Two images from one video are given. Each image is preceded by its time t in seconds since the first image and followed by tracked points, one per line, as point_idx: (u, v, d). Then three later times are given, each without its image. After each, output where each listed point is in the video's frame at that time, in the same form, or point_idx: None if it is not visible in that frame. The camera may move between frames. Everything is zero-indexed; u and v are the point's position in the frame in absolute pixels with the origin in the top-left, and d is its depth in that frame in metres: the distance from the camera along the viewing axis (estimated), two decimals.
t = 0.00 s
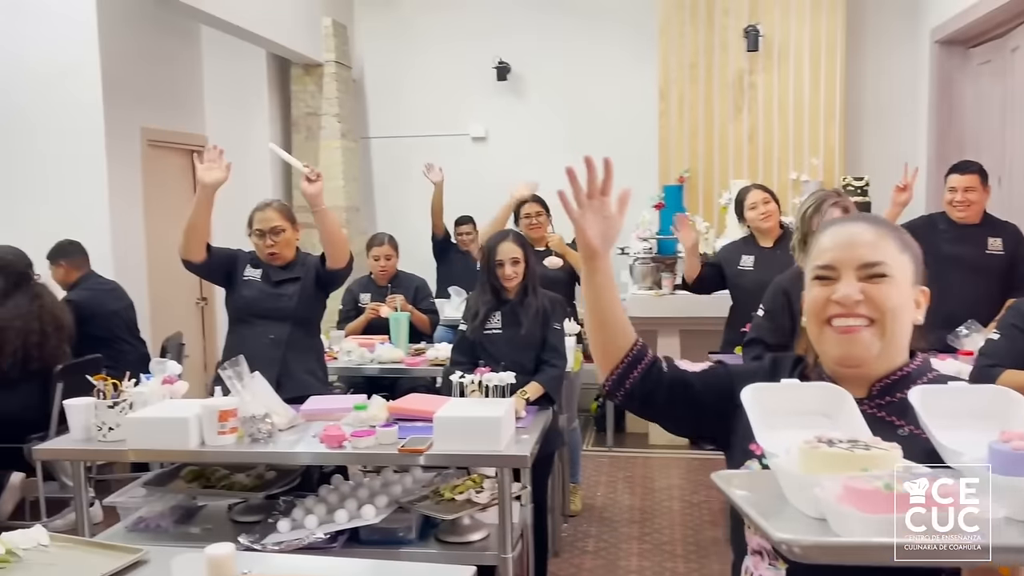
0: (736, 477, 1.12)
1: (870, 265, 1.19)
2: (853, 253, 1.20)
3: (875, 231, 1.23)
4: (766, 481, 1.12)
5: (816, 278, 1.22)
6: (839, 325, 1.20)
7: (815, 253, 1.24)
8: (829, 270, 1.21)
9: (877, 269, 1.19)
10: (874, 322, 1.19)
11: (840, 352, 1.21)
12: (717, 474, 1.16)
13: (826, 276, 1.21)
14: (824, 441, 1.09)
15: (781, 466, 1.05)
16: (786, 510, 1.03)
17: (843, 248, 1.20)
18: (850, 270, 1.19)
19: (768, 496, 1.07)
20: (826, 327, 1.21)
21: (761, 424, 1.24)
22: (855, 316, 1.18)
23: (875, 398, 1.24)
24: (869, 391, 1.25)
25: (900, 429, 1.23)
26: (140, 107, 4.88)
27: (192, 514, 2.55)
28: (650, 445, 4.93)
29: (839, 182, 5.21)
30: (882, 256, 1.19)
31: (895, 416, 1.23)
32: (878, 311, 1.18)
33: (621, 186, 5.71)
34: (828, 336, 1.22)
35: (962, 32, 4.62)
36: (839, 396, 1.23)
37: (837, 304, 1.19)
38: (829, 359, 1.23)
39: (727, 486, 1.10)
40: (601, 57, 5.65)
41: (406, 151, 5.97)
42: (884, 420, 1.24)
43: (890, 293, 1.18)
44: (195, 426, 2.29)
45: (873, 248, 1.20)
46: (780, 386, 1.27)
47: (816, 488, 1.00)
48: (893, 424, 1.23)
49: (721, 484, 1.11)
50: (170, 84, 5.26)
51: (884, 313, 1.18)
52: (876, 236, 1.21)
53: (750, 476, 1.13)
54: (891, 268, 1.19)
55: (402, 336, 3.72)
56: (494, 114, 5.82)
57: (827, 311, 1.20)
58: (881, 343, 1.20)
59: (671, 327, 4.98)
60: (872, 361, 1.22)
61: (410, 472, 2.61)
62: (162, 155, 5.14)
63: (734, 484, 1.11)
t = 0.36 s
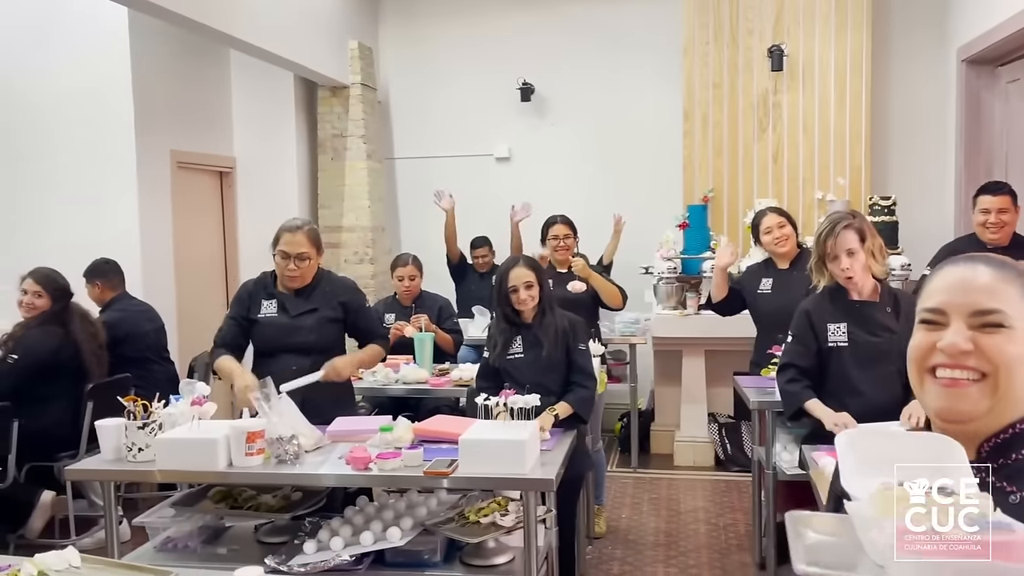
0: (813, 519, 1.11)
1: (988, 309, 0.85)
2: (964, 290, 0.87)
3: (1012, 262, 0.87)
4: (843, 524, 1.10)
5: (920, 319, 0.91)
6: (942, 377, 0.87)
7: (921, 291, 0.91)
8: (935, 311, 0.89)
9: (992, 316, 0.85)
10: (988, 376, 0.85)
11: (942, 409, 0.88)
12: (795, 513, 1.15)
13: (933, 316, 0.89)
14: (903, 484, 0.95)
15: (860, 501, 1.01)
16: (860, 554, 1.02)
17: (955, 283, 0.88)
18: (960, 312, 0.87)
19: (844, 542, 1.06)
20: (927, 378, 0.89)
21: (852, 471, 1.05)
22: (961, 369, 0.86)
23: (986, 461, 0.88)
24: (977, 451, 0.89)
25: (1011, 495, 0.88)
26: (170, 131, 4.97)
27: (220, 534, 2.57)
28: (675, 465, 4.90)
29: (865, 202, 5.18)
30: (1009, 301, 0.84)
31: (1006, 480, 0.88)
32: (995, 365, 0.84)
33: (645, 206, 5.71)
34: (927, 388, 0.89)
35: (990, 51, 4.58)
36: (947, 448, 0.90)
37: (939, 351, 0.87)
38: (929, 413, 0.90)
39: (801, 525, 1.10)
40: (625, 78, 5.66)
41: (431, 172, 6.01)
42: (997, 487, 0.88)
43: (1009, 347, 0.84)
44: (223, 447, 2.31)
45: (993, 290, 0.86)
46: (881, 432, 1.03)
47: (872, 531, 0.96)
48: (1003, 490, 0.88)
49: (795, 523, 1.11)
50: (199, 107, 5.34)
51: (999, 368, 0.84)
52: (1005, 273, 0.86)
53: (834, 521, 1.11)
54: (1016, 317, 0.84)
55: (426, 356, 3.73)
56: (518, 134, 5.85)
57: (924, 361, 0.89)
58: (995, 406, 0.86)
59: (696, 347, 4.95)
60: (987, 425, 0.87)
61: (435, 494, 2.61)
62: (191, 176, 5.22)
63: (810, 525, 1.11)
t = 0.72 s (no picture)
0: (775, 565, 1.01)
1: (949, 329, 0.74)
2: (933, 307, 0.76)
3: (982, 280, 0.77)
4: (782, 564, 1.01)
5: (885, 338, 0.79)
6: (906, 402, 0.76)
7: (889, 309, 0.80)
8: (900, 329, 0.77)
9: (957, 334, 0.74)
10: (953, 401, 0.74)
11: (907, 435, 0.77)
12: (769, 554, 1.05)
13: (894, 341, 0.78)
14: (830, 539, 0.94)
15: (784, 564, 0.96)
16: None
17: (922, 300, 0.77)
18: (921, 330, 0.76)
19: None
20: (892, 404, 0.77)
21: (792, 510, 1.04)
22: (923, 392, 0.74)
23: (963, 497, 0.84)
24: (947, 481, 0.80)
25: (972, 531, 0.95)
26: (108, 143, 4.84)
27: (153, 561, 2.49)
28: (622, 481, 4.91)
29: (805, 221, 5.30)
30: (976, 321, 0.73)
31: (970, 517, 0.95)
32: (958, 387, 0.73)
33: (593, 223, 5.75)
34: (892, 415, 0.78)
35: (923, 75, 4.73)
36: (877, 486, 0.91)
37: (899, 375, 0.76)
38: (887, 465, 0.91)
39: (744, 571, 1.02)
40: (573, 95, 5.71)
41: (379, 187, 5.97)
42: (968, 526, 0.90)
43: (976, 369, 0.72)
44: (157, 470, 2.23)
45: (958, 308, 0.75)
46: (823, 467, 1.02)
47: None
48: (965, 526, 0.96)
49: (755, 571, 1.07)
50: (139, 117, 5.22)
51: (965, 392, 0.72)
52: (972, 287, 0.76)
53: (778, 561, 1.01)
54: (980, 335, 0.73)
55: (372, 373, 3.67)
56: (466, 150, 5.85)
57: (889, 384, 0.77)
58: (961, 432, 0.75)
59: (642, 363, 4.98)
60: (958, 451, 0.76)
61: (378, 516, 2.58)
62: (129, 189, 5.09)
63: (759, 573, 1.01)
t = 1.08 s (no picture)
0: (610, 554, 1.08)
1: (809, 334, 1.03)
2: (793, 317, 1.04)
3: (840, 299, 1.06)
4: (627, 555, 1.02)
5: (755, 336, 1.08)
6: (760, 390, 1.05)
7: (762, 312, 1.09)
8: (766, 329, 1.06)
9: (814, 341, 1.02)
10: (798, 395, 1.03)
11: (756, 417, 1.06)
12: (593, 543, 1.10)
13: (763, 337, 1.06)
14: (682, 526, 0.97)
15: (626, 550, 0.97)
16: None
17: (784, 309, 1.05)
18: (786, 333, 1.04)
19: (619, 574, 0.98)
20: (748, 390, 1.06)
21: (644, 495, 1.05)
22: (779, 386, 1.03)
23: (794, 480, 1.12)
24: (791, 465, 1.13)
25: (812, 516, 1.10)
26: None
27: None
28: (534, 489, 4.93)
29: (711, 231, 5.44)
30: (823, 325, 1.03)
31: (808, 502, 1.11)
32: (805, 385, 1.02)
33: (505, 232, 5.76)
34: (748, 399, 1.06)
35: (820, 93, 4.93)
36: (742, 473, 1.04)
37: (761, 367, 1.04)
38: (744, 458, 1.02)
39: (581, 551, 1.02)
40: (487, 104, 5.72)
41: (288, 192, 5.84)
42: (800, 507, 1.11)
43: (821, 372, 1.02)
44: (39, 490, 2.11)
45: (816, 316, 1.03)
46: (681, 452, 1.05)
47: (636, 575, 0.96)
48: (806, 511, 1.10)
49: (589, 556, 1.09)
50: (32, 116, 4.98)
51: (810, 390, 1.03)
52: (829, 303, 1.05)
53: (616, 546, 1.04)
54: (833, 343, 1.02)
55: (276, 385, 3.57)
56: (378, 156, 5.78)
57: (750, 373, 1.05)
58: (801, 417, 1.05)
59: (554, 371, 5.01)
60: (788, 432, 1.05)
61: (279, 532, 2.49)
62: (17, 192, 4.82)
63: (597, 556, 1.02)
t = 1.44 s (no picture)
0: (492, 539, 1.13)
1: (670, 326, 1.27)
2: (657, 312, 1.28)
3: (689, 298, 1.32)
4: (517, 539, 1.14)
5: (621, 328, 1.30)
6: (626, 373, 1.26)
7: (623, 309, 1.32)
8: (633, 322, 1.29)
9: (674, 332, 1.27)
10: (659, 379, 1.26)
11: (622, 399, 1.27)
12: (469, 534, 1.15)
13: (629, 327, 1.29)
14: (565, 505, 1.11)
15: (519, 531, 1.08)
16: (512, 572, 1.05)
17: (648, 305, 1.29)
18: (651, 324, 1.27)
19: (513, 556, 1.09)
20: (615, 374, 1.27)
21: (521, 481, 1.21)
22: (643, 369, 1.26)
23: (644, 459, 1.32)
24: (641, 448, 1.33)
25: (661, 491, 1.30)
26: None
27: None
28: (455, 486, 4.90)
29: (632, 228, 5.51)
30: (680, 319, 1.28)
31: (658, 478, 1.31)
32: (665, 369, 1.26)
33: (427, 228, 5.72)
34: (615, 382, 1.27)
35: (737, 94, 5.05)
36: (597, 457, 1.23)
37: (630, 353, 1.26)
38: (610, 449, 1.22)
39: (476, 542, 1.13)
40: (408, 98, 5.66)
41: (201, 186, 5.66)
42: (647, 480, 1.31)
43: (680, 358, 1.26)
44: None
45: (675, 312, 1.28)
46: (550, 447, 1.24)
47: (536, 556, 1.02)
48: (655, 486, 1.31)
49: (473, 542, 1.12)
50: None
51: (670, 374, 1.26)
52: (683, 301, 1.30)
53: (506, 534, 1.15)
54: (688, 334, 1.27)
55: (186, 384, 3.45)
56: (296, 150, 5.66)
57: (619, 360, 1.27)
58: (662, 398, 1.27)
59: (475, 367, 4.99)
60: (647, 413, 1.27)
61: (187, 535, 2.41)
62: None
63: (486, 543, 1.13)
